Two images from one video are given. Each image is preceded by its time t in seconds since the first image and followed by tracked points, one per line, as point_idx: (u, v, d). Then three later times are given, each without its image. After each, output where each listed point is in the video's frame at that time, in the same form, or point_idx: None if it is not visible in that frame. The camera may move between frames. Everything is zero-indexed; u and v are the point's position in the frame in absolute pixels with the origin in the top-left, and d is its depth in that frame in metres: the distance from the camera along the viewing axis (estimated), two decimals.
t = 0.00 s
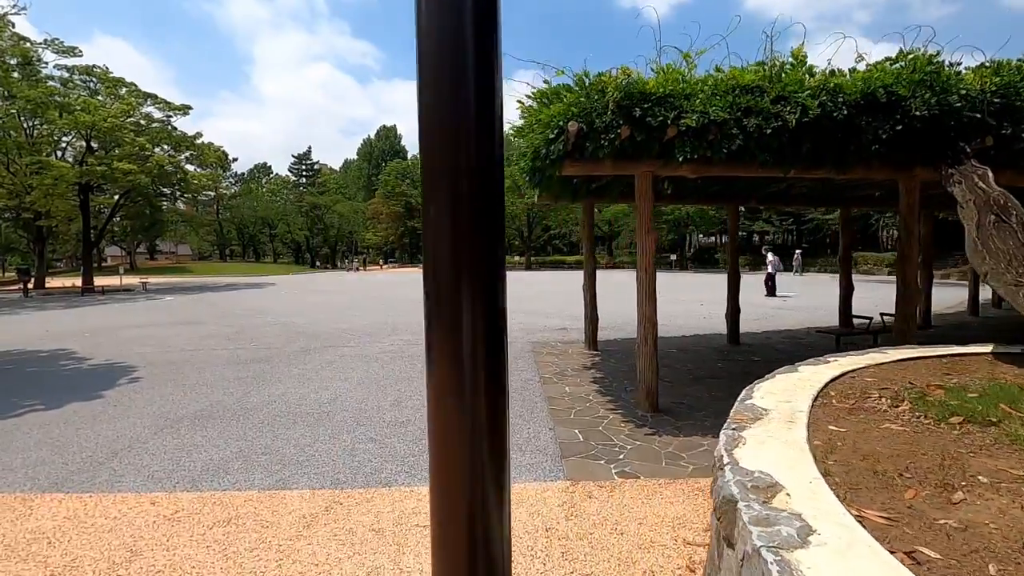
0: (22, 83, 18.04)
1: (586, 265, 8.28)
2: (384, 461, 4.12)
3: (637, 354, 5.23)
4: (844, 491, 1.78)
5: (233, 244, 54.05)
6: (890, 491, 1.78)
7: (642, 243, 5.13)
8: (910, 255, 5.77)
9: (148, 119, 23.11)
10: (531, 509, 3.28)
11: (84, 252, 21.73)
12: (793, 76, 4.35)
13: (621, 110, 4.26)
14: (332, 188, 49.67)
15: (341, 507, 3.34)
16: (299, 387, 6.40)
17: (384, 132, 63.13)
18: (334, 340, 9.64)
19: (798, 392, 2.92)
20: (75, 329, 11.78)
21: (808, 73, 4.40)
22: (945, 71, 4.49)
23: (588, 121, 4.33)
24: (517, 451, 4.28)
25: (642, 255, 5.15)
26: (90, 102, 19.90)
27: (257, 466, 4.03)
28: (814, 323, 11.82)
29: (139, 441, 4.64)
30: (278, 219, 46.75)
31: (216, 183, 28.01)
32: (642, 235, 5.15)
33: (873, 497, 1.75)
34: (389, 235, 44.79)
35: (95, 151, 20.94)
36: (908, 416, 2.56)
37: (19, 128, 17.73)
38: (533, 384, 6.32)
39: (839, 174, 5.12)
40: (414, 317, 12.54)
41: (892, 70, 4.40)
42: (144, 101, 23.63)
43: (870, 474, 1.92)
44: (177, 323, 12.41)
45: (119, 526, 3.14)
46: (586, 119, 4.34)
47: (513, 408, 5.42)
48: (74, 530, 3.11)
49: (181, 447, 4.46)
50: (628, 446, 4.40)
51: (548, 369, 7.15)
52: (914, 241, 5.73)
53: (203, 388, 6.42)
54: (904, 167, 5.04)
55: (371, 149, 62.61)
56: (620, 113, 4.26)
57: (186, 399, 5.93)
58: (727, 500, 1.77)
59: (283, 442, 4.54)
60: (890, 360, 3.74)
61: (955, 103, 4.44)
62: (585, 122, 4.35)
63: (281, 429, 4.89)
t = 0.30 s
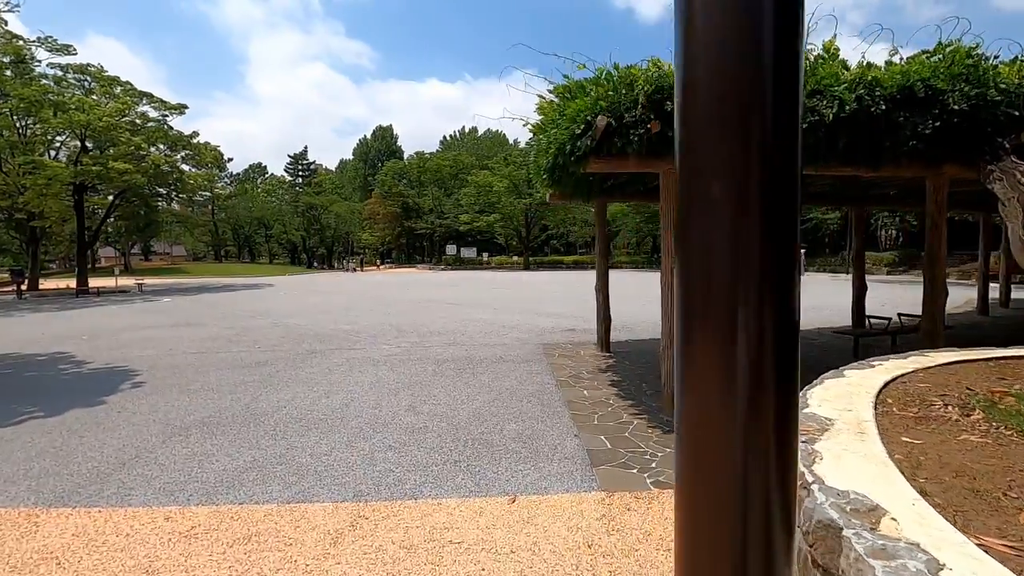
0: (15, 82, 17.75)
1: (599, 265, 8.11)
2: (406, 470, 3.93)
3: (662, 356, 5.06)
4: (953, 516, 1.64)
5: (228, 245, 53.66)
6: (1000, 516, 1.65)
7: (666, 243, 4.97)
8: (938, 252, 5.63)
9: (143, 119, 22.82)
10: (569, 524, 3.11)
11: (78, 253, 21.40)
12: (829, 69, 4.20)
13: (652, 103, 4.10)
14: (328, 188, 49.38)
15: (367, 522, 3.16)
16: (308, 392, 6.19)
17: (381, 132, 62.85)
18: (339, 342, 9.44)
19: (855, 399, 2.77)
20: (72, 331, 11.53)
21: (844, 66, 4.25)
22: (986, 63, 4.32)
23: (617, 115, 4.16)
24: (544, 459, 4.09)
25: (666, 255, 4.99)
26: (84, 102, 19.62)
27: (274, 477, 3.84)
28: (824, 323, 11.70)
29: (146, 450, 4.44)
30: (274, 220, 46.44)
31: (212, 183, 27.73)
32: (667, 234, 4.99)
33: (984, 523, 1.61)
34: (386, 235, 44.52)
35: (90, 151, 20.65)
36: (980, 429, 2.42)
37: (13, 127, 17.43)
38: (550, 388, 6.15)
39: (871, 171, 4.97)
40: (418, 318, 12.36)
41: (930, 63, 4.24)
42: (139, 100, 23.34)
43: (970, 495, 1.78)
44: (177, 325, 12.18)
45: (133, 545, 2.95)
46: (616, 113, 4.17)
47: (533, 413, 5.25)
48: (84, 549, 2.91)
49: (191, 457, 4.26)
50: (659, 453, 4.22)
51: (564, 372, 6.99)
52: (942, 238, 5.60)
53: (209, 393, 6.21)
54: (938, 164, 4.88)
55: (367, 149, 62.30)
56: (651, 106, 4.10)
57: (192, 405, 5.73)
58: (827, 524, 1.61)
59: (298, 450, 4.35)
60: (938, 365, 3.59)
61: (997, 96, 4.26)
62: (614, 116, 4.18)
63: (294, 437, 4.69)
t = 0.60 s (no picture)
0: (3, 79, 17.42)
1: (605, 265, 7.95)
2: (417, 480, 3.75)
3: (678, 359, 4.91)
4: None
5: (222, 245, 53.22)
6: None
7: (683, 242, 4.81)
8: (958, 250, 5.48)
9: (136, 117, 22.50)
10: (595, 538, 2.95)
11: (69, 253, 21.06)
12: (854, 60, 4.06)
13: (672, 96, 3.95)
14: (323, 187, 49.05)
15: (380, 536, 2.99)
16: (310, 396, 6.00)
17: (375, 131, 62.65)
18: (338, 344, 9.26)
19: (900, 408, 2.62)
20: (63, 333, 11.26)
21: (869, 58, 4.11)
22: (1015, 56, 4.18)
23: (635, 109, 4.01)
24: (562, 467, 3.93)
25: (682, 255, 4.83)
26: (75, 99, 19.30)
27: (278, 487, 3.66)
28: (828, 323, 11.61)
29: (143, 458, 4.24)
30: (268, 219, 46.06)
31: (206, 182, 27.40)
32: (683, 233, 4.83)
33: None
34: (381, 235, 44.25)
35: (81, 150, 20.35)
36: None
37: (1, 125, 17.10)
38: (559, 391, 5.98)
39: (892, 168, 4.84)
40: (418, 319, 12.18)
41: (957, 56, 4.11)
42: (131, 98, 23.00)
43: None
44: (171, 326, 11.93)
45: (131, 564, 2.77)
46: (635, 105, 4.00)
47: (545, 418, 5.07)
48: (77, 570, 2.72)
49: (191, 466, 4.06)
50: (679, 460, 4.07)
51: (571, 374, 6.84)
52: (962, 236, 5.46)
53: (206, 397, 6.01)
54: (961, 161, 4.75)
55: (361, 149, 61.96)
56: (671, 99, 3.95)
57: (190, 410, 5.52)
58: (916, 553, 1.46)
59: (302, 458, 4.17)
60: (975, 368, 3.45)
61: None
62: (633, 109, 4.01)
63: (298, 444, 4.51)
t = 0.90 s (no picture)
0: None
1: (609, 264, 7.79)
2: (428, 489, 3.57)
3: (693, 360, 4.75)
4: None
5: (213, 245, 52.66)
6: None
7: (698, 238, 4.67)
8: (974, 249, 5.36)
9: (125, 115, 22.15)
10: (622, 552, 2.78)
11: (57, 254, 20.69)
12: (879, 50, 3.91)
13: (693, 87, 3.79)
14: (315, 187, 48.67)
15: (393, 553, 2.80)
16: (309, 400, 5.79)
17: (368, 131, 62.33)
18: (336, 345, 9.05)
19: (947, 413, 2.47)
20: (51, 336, 10.97)
21: (893, 48, 3.97)
22: None
23: (653, 100, 3.84)
24: (578, 475, 3.76)
25: (698, 252, 4.69)
26: (63, 98, 18.96)
27: (281, 499, 3.46)
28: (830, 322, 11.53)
29: (136, 468, 4.03)
30: (260, 219, 45.63)
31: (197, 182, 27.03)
32: (699, 229, 4.69)
33: None
34: (374, 235, 43.95)
35: (69, 149, 20.01)
36: None
37: None
38: (568, 393, 5.81)
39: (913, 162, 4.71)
40: (416, 320, 11.98)
41: (984, 45, 3.98)
42: (121, 96, 22.64)
43: None
44: (163, 328, 11.67)
45: None
46: (654, 96, 3.84)
47: (556, 422, 4.90)
48: None
49: (187, 476, 3.85)
50: (700, 466, 3.90)
51: (577, 375, 6.68)
52: (979, 235, 5.33)
53: (201, 402, 5.79)
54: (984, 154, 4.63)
55: (354, 149, 61.55)
56: (692, 90, 3.79)
57: (184, 416, 5.31)
58: None
59: (305, 467, 3.98)
60: (1012, 370, 3.31)
61: None
62: (652, 100, 3.85)
63: (299, 451, 4.31)
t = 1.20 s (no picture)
0: None
1: (614, 265, 7.62)
2: (439, 505, 3.38)
3: (710, 364, 4.60)
4: None
5: (202, 246, 51.99)
6: None
7: (714, 236, 4.52)
8: (991, 247, 5.25)
9: (112, 113, 21.70)
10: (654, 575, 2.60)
11: (41, 255, 20.21)
12: (906, 43, 3.75)
13: (715, 81, 3.63)
14: (306, 187, 48.17)
15: None
16: (307, 407, 5.56)
17: (360, 130, 61.83)
18: (332, 348, 8.81)
19: (1004, 426, 2.32)
20: (35, 339, 10.64)
21: (920, 42, 3.81)
22: None
23: (673, 94, 3.67)
24: (597, 487, 3.58)
25: (714, 251, 4.53)
26: (47, 95, 18.52)
27: (282, 517, 3.25)
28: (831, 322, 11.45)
29: (125, 483, 3.79)
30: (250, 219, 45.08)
31: (185, 181, 26.57)
32: (715, 228, 4.53)
33: None
34: (366, 235, 43.57)
35: (55, 147, 19.57)
36: None
37: None
38: (576, 398, 5.64)
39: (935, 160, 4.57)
40: (412, 322, 11.76)
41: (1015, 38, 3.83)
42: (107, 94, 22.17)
43: None
44: (152, 331, 11.36)
45: None
46: (674, 90, 3.67)
47: (567, 430, 4.72)
48: None
49: (182, 492, 3.63)
50: (722, 476, 3.74)
51: (583, 379, 6.51)
52: (995, 233, 5.22)
53: (193, 410, 5.54)
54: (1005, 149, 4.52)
55: (345, 148, 61.00)
56: (714, 84, 3.62)
57: (176, 425, 5.06)
58: None
59: (306, 481, 3.76)
60: None
61: None
62: (672, 94, 3.67)
63: (299, 463, 4.09)
